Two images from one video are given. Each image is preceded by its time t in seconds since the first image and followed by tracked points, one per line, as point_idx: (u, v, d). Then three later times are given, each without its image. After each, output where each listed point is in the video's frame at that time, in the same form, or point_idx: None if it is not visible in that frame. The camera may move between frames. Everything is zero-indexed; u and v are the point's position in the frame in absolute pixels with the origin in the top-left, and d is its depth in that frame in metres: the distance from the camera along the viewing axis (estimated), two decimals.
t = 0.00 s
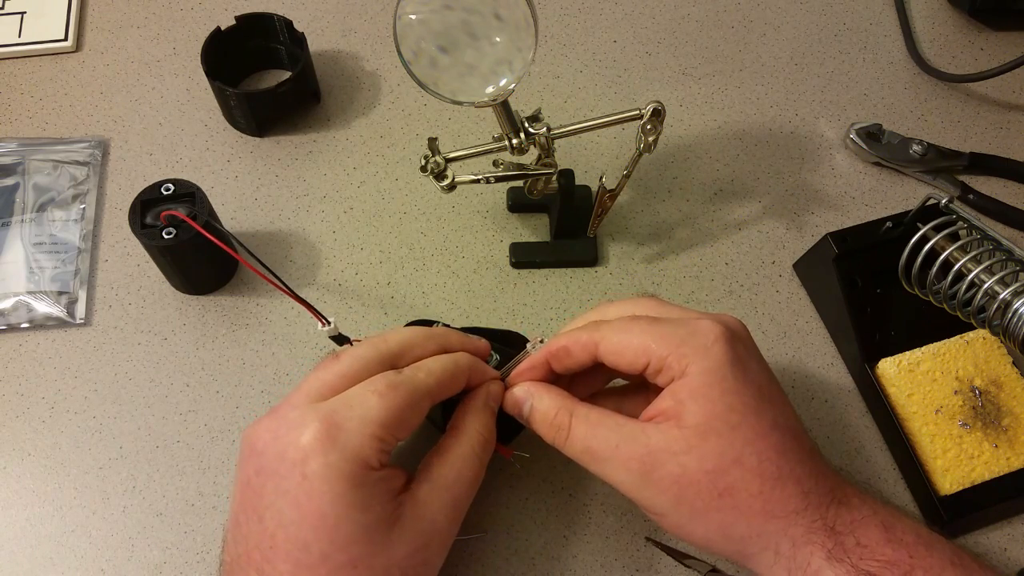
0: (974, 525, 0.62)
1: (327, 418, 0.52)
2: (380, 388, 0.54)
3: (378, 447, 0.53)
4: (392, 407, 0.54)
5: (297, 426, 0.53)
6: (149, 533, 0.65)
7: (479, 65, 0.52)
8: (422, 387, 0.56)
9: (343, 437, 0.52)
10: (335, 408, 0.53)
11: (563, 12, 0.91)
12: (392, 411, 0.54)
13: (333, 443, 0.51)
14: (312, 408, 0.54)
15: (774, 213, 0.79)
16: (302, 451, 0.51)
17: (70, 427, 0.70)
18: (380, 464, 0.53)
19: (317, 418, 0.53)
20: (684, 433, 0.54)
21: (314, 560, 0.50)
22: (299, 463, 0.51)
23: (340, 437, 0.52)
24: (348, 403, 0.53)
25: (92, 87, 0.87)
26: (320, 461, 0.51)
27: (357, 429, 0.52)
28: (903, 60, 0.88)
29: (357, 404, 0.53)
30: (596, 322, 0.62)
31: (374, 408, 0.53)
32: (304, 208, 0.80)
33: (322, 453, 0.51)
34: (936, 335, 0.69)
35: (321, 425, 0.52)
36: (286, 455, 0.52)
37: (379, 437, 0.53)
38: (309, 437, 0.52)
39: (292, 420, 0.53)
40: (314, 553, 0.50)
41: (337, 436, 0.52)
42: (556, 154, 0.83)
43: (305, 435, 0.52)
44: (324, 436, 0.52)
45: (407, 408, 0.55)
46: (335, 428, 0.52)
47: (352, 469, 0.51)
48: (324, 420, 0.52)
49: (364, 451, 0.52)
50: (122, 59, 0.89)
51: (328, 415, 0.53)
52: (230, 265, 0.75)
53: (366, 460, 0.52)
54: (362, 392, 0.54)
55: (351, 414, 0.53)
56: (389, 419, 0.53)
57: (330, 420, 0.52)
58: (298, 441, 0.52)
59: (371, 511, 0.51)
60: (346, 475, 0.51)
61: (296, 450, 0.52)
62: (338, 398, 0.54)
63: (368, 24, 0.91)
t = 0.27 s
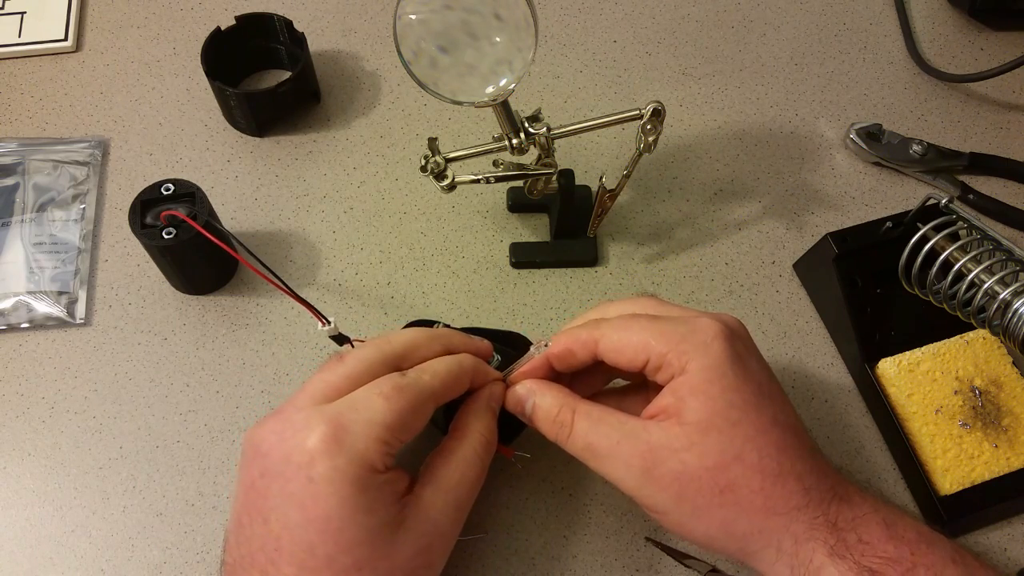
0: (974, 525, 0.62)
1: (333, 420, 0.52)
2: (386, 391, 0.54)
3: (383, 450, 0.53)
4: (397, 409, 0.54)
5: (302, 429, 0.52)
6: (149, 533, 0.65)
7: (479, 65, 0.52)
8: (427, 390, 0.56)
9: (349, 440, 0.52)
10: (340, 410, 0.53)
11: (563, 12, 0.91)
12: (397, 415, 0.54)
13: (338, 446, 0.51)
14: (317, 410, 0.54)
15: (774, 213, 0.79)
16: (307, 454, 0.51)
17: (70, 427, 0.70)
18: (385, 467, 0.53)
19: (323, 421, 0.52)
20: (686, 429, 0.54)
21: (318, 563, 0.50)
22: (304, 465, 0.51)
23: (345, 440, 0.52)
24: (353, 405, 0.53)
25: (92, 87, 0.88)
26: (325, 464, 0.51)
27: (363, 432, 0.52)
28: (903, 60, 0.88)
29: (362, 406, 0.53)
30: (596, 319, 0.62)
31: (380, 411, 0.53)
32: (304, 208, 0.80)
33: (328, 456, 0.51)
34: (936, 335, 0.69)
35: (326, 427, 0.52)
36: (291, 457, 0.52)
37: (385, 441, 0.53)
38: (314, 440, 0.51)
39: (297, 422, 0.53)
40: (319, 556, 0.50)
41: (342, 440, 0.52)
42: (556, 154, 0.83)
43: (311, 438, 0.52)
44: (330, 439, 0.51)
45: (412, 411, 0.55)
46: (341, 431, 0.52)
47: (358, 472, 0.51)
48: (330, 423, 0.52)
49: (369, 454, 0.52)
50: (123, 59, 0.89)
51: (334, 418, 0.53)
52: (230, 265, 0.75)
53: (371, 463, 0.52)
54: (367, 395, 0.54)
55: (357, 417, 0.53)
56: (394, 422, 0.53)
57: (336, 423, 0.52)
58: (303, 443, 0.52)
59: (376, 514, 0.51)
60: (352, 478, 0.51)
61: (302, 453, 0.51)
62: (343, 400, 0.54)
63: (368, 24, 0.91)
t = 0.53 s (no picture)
0: (974, 525, 0.62)
1: (336, 423, 0.52)
2: (389, 393, 0.54)
3: (386, 452, 0.53)
4: (400, 412, 0.54)
5: (306, 432, 0.53)
6: (149, 533, 0.65)
7: (479, 65, 0.52)
8: (430, 392, 0.56)
9: (352, 444, 0.52)
10: (344, 413, 0.53)
11: (563, 12, 0.91)
12: (400, 418, 0.54)
13: (342, 449, 0.51)
14: (321, 413, 0.54)
15: (774, 213, 0.79)
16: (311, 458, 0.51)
17: (70, 427, 0.70)
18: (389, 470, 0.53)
19: (327, 424, 0.53)
20: (687, 425, 0.54)
21: (321, 566, 0.50)
22: (308, 468, 0.51)
23: (349, 443, 0.52)
24: (357, 408, 0.53)
25: (92, 87, 0.87)
26: (328, 467, 0.51)
27: (366, 436, 0.52)
28: (903, 60, 0.88)
29: (366, 409, 0.53)
30: (596, 317, 0.62)
31: (383, 414, 0.53)
32: (304, 208, 0.80)
33: (332, 459, 0.51)
34: (936, 335, 0.69)
35: (330, 430, 0.52)
36: (295, 461, 0.52)
37: (388, 443, 0.53)
38: (318, 443, 0.52)
39: (301, 425, 0.53)
40: (322, 558, 0.50)
41: (346, 443, 0.52)
42: (556, 154, 0.83)
43: (314, 441, 0.52)
44: (333, 442, 0.52)
45: (415, 414, 0.55)
46: (344, 434, 0.52)
47: (361, 475, 0.51)
48: (333, 426, 0.52)
49: (372, 456, 0.52)
50: (123, 59, 0.89)
51: (337, 421, 0.53)
52: (230, 265, 0.75)
53: (374, 465, 0.52)
54: (370, 398, 0.54)
55: (360, 420, 0.53)
56: (397, 425, 0.53)
57: (340, 426, 0.52)
58: (307, 447, 0.52)
59: (379, 517, 0.51)
60: (355, 482, 0.51)
61: (306, 456, 0.52)
62: (346, 403, 0.54)
63: (368, 24, 0.91)
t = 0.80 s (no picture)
0: (974, 525, 0.62)
1: (333, 422, 0.52)
2: (386, 392, 0.54)
3: (383, 451, 0.53)
4: (397, 411, 0.54)
5: (303, 431, 0.53)
6: (149, 533, 0.65)
7: (479, 65, 0.52)
8: (427, 391, 0.56)
9: (348, 442, 0.52)
10: (340, 412, 0.53)
11: (563, 12, 0.91)
12: (396, 417, 0.54)
13: (338, 448, 0.51)
14: (317, 412, 0.54)
15: (774, 213, 0.79)
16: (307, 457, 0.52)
17: (70, 427, 0.70)
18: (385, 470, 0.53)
19: (323, 423, 0.53)
20: (686, 426, 0.54)
21: (318, 564, 0.50)
22: (304, 467, 0.51)
23: (345, 442, 0.52)
24: (353, 407, 0.53)
25: (92, 88, 0.87)
26: (324, 466, 0.51)
27: (362, 434, 0.52)
28: (903, 60, 0.88)
29: (362, 408, 0.53)
30: (596, 317, 0.62)
31: (379, 413, 0.53)
32: (304, 208, 0.80)
33: (327, 457, 0.51)
34: (936, 335, 0.69)
35: (326, 429, 0.52)
36: (292, 459, 0.52)
37: (385, 442, 0.53)
38: (314, 442, 0.52)
39: (298, 424, 0.53)
40: (318, 557, 0.50)
41: (342, 442, 0.52)
42: (556, 154, 0.83)
43: (311, 440, 0.52)
44: (330, 441, 0.52)
45: (412, 413, 0.55)
46: (340, 433, 0.52)
47: (357, 474, 0.51)
48: (329, 424, 0.52)
49: (368, 455, 0.52)
50: (123, 59, 0.89)
51: (334, 420, 0.53)
52: (230, 265, 0.75)
53: (371, 464, 0.52)
54: (366, 397, 0.54)
55: (357, 419, 0.53)
56: (393, 424, 0.53)
57: (336, 424, 0.52)
58: (303, 446, 0.52)
59: (375, 515, 0.51)
60: (351, 481, 0.51)
61: (302, 455, 0.52)
62: (343, 402, 0.54)
63: (368, 24, 0.91)
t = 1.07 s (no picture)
0: (974, 524, 0.62)
1: (330, 419, 0.53)
2: (384, 390, 0.54)
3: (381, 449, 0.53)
4: (395, 409, 0.54)
5: (301, 428, 0.53)
6: (149, 533, 0.65)
7: (479, 65, 0.52)
8: (425, 390, 0.56)
9: (346, 439, 0.52)
10: (339, 410, 0.53)
11: (563, 12, 0.91)
12: (394, 414, 0.54)
13: (336, 445, 0.52)
14: (316, 409, 0.54)
15: (774, 213, 0.79)
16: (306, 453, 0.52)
17: (70, 427, 0.70)
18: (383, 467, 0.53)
19: (321, 420, 0.53)
20: (686, 428, 0.54)
21: (317, 562, 0.50)
22: (303, 464, 0.51)
23: (343, 439, 0.52)
24: (351, 404, 0.53)
25: (92, 88, 0.87)
26: (323, 463, 0.51)
27: (360, 431, 0.52)
28: (903, 60, 0.88)
29: (360, 405, 0.53)
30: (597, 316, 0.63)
31: (377, 410, 0.53)
32: (304, 208, 0.80)
33: (326, 454, 0.51)
34: (936, 335, 0.69)
35: (324, 426, 0.52)
36: (291, 457, 0.52)
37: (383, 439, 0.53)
38: (313, 439, 0.52)
39: (297, 421, 0.54)
40: (316, 555, 0.50)
41: (340, 438, 0.52)
42: (556, 154, 0.83)
43: (309, 437, 0.52)
44: (328, 437, 0.52)
45: (410, 411, 0.55)
46: (338, 430, 0.52)
47: (355, 471, 0.51)
48: (328, 421, 0.53)
49: (367, 453, 0.52)
50: (123, 59, 0.89)
51: (332, 416, 0.53)
52: (230, 265, 0.75)
53: (369, 462, 0.52)
54: (364, 394, 0.54)
55: (354, 416, 0.53)
56: (391, 420, 0.53)
57: (334, 421, 0.52)
58: (302, 443, 0.52)
59: (374, 513, 0.51)
60: (349, 478, 0.51)
61: (301, 452, 0.52)
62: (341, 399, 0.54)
63: (368, 24, 0.91)
